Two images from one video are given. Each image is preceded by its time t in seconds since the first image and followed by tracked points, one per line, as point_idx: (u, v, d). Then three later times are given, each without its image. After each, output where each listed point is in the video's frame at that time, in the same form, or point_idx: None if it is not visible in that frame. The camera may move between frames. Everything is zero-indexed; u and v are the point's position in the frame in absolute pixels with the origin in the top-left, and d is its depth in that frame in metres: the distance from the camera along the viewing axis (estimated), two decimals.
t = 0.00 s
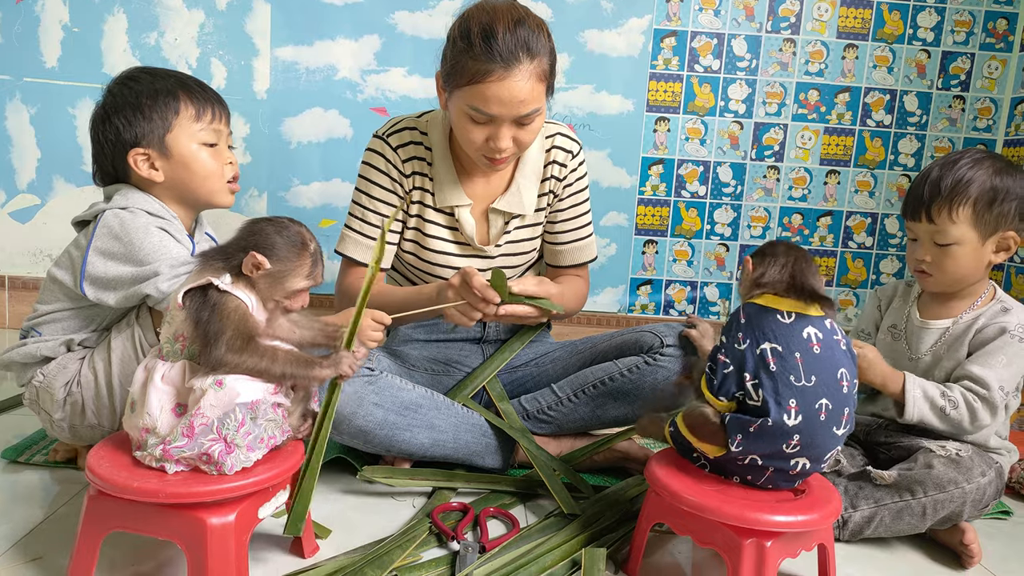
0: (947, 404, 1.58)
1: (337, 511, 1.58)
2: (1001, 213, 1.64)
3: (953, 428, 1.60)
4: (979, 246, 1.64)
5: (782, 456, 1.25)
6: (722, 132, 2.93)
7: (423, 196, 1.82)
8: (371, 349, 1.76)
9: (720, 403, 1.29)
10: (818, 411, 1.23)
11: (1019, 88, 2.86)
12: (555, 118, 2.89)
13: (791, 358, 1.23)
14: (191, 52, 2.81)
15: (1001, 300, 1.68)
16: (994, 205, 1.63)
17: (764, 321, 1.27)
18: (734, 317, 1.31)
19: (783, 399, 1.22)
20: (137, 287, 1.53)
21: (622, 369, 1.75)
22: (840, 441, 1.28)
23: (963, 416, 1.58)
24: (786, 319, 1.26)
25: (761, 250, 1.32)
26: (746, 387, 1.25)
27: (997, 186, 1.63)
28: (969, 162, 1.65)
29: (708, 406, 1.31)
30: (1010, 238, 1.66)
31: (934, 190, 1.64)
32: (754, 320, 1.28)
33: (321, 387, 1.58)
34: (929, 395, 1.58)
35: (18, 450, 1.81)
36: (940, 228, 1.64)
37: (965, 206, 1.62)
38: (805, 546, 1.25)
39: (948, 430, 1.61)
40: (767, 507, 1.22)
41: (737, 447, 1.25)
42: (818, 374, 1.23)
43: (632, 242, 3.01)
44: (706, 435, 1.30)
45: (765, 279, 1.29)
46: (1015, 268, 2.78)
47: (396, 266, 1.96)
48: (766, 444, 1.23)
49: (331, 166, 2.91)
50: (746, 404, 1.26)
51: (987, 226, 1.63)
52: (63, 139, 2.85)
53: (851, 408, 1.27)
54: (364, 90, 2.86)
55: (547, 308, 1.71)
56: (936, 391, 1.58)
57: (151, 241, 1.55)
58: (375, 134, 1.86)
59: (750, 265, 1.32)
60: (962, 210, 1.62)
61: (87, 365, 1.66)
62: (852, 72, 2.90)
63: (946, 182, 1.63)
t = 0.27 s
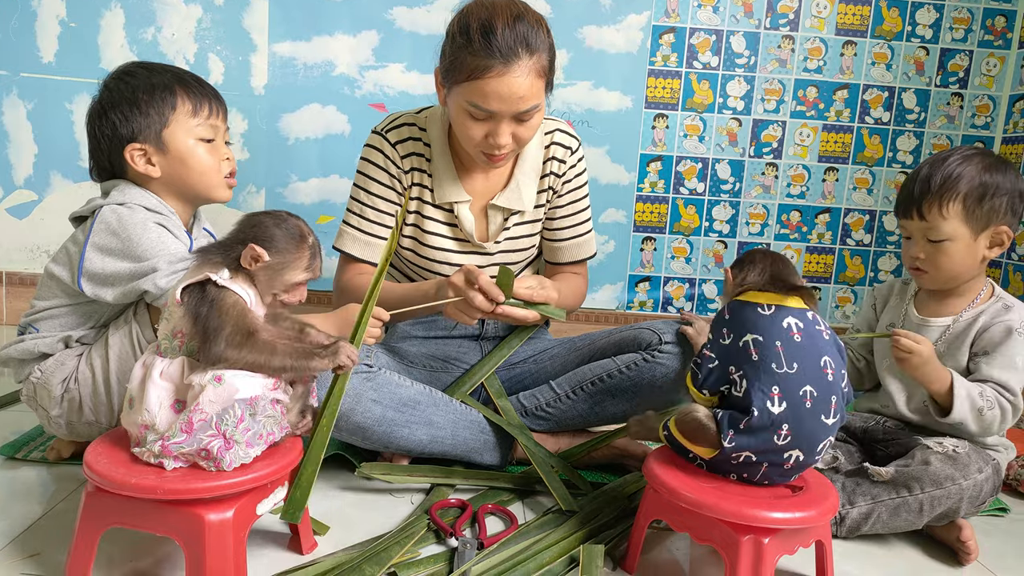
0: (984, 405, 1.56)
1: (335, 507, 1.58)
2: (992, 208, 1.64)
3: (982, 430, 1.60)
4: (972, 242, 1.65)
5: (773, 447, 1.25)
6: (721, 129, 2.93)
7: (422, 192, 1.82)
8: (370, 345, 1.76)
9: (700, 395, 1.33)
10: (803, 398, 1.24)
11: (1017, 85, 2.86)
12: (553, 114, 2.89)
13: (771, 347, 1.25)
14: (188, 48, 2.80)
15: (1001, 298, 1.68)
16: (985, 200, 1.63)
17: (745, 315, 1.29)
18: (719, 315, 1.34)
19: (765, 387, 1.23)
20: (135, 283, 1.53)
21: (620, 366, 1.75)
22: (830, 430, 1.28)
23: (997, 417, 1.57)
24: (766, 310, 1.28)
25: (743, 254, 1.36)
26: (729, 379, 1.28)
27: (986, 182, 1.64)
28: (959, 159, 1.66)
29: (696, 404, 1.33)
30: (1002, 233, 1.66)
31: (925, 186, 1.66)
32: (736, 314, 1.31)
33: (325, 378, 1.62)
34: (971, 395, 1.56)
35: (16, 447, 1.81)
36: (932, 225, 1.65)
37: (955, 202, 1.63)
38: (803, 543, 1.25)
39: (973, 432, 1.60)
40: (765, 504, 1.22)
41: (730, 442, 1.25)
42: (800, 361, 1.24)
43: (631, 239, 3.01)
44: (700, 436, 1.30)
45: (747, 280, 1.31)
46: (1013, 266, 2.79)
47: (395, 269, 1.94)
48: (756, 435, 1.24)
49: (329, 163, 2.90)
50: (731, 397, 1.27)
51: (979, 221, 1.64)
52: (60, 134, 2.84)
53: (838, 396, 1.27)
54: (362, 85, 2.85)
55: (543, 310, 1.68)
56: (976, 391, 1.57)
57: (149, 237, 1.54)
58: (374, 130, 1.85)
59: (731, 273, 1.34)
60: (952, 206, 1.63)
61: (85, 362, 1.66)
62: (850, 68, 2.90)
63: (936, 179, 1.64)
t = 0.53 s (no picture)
0: (995, 406, 1.56)
1: (336, 509, 1.58)
2: (985, 208, 1.64)
3: (992, 431, 1.59)
4: (968, 242, 1.65)
5: (763, 447, 1.24)
6: (721, 130, 2.93)
7: (423, 193, 1.82)
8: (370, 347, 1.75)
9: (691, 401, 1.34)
10: (785, 393, 1.24)
11: (1017, 87, 2.86)
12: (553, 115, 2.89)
13: (750, 345, 1.26)
14: (189, 49, 2.80)
15: (1002, 299, 1.68)
16: (978, 200, 1.63)
17: (726, 319, 1.31)
18: (705, 322, 1.36)
19: (746, 385, 1.24)
20: (136, 284, 1.53)
21: (620, 367, 1.75)
22: (819, 427, 1.27)
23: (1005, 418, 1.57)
24: (745, 312, 1.29)
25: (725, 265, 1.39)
26: (713, 381, 1.29)
27: (978, 183, 1.64)
28: (950, 160, 1.67)
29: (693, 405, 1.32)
30: (999, 232, 1.65)
31: (917, 190, 1.67)
32: (717, 320, 1.33)
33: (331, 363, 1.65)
34: (982, 396, 1.55)
35: (17, 448, 1.81)
36: (926, 227, 1.65)
37: (948, 204, 1.63)
38: (804, 545, 1.25)
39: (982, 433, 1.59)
40: (766, 506, 1.22)
41: (721, 441, 1.25)
42: (779, 358, 1.25)
43: (631, 240, 3.01)
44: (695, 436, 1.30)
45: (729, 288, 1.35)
46: (1014, 267, 2.79)
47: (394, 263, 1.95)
48: (743, 433, 1.24)
49: (329, 164, 2.90)
50: (718, 399, 1.28)
51: (973, 222, 1.64)
52: (60, 135, 2.84)
53: (823, 391, 1.27)
54: (363, 86, 2.85)
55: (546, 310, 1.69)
56: (988, 392, 1.56)
57: (150, 238, 1.54)
58: (374, 131, 1.85)
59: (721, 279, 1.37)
60: (946, 208, 1.64)
61: (86, 363, 1.66)
62: (851, 70, 2.90)
63: (928, 182, 1.65)
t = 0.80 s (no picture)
0: (1000, 407, 1.55)
1: (338, 510, 1.58)
2: (978, 208, 1.64)
3: (996, 434, 1.58)
4: (962, 243, 1.65)
5: (760, 447, 1.24)
6: (723, 132, 2.93)
7: (424, 195, 1.82)
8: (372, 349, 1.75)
9: (690, 398, 1.35)
10: (782, 393, 1.24)
11: (1019, 88, 2.86)
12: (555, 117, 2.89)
13: (749, 344, 1.26)
14: (191, 51, 2.81)
15: (1002, 301, 1.67)
16: (969, 201, 1.64)
17: (728, 318, 1.32)
18: (710, 320, 1.37)
19: (744, 384, 1.25)
20: (138, 286, 1.53)
21: (622, 369, 1.75)
22: (818, 428, 1.26)
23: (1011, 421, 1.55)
24: (747, 311, 1.30)
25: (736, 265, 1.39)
26: (713, 380, 1.30)
27: (969, 184, 1.64)
28: (941, 162, 1.68)
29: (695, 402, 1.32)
30: (993, 232, 1.65)
31: (909, 193, 1.68)
32: (721, 318, 1.33)
33: (333, 360, 1.67)
34: (987, 397, 1.55)
35: (19, 450, 1.81)
36: (920, 230, 1.66)
37: (940, 206, 1.64)
38: (806, 546, 1.25)
39: (986, 435, 1.58)
40: (768, 508, 1.22)
41: (719, 440, 1.26)
42: (778, 357, 1.25)
43: (633, 242, 3.01)
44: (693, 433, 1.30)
45: (735, 284, 1.35)
46: (1016, 268, 2.79)
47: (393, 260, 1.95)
48: (740, 432, 1.24)
49: (331, 166, 2.91)
50: (717, 397, 1.29)
51: (966, 223, 1.64)
52: (63, 138, 2.85)
53: (822, 391, 1.26)
54: (365, 89, 2.85)
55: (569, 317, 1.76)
56: (992, 393, 1.56)
57: (153, 240, 1.54)
58: (377, 132, 1.86)
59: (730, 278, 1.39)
60: (938, 210, 1.64)
61: (89, 365, 1.66)
62: (853, 71, 2.90)
63: (919, 186, 1.66)
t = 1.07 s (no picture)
0: (993, 393, 1.54)
1: (338, 511, 1.58)
2: (973, 209, 1.64)
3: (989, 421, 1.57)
4: (958, 244, 1.65)
5: (761, 447, 1.24)
6: (723, 133, 2.93)
7: (424, 195, 1.82)
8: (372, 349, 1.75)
9: (691, 391, 1.38)
10: (785, 393, 1.24)
11: (1019, 89, 2.86)
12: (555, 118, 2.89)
13: (755, 343, 1.27)
14: (192, 52, 2.81)
15: (1000, 298, 1.68)
16: (965, 202, 1.64)
17: (734, 316, 1.32)
18: (716, 318, 1.37)
19: (749, 382, 1.25)
20: (138, 287, 1.53)
21: (622, 370, 1.75)
22: (820, 429, 1.26)
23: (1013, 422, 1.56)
24: (754, 310, 1.30)
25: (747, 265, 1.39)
26: (717, 377, 1.30)
27: (964, 185, 1.65)
28: (935, 163, 1.68)
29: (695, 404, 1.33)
30: (989, 232, 1.65)
31: (904, 195, 1.68)
32: (728, 316, 1.34)
33: (333, 358, 1.66)
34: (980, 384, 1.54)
35: (18, 450, 1.81)
36: (916, 231, 1.66)
37: (935, 207, 1.64)
38: (806, 547, 1.25)
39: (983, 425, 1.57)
40: (768, 509, 1.22)
41: (720, 440, 1.26)
42: (783, 357, 1.25)
43: (633, 243, 3.01)
44: (693, 435, 1.31)
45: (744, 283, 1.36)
46: (1016, 269, 2.79)
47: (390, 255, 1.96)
48: (741, 430, 1.24)
49: (331, 167, 2.91)
50: (720, 395, 1.29)
51: (962, 224, 1.64)
52: (63, 138, 2.85)
53: (826, 393, 1.26)
54: (365, 90, 2.86)
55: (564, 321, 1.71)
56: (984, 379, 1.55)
57: (153, 240, 1.55)
58: (377, 132, 1.86)
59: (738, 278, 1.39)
60: (933, 211, 1.64)
61: (89, 365, 1.66)
62: (853, 72, 2.90)
63: (914, 187, 1.66)
